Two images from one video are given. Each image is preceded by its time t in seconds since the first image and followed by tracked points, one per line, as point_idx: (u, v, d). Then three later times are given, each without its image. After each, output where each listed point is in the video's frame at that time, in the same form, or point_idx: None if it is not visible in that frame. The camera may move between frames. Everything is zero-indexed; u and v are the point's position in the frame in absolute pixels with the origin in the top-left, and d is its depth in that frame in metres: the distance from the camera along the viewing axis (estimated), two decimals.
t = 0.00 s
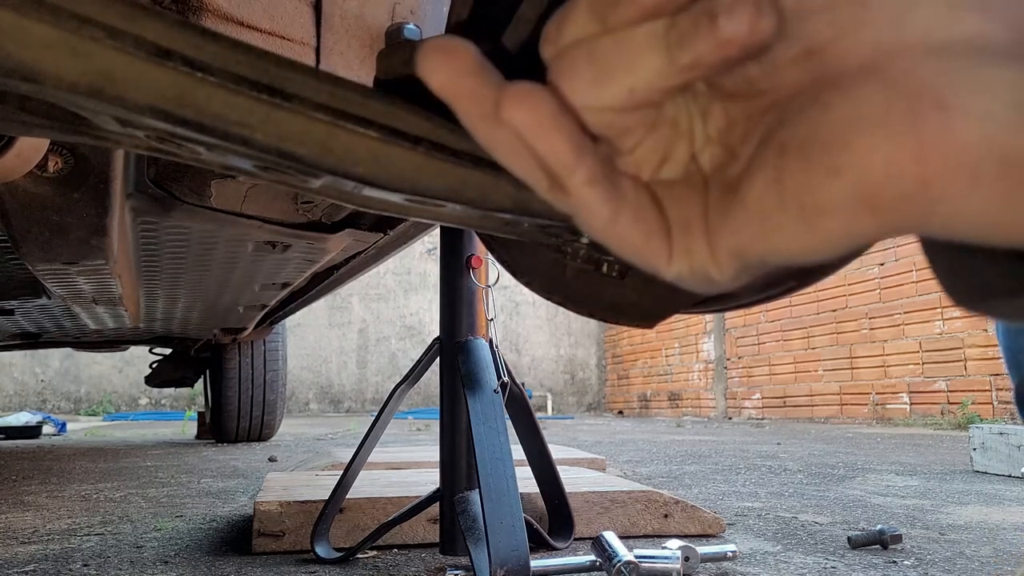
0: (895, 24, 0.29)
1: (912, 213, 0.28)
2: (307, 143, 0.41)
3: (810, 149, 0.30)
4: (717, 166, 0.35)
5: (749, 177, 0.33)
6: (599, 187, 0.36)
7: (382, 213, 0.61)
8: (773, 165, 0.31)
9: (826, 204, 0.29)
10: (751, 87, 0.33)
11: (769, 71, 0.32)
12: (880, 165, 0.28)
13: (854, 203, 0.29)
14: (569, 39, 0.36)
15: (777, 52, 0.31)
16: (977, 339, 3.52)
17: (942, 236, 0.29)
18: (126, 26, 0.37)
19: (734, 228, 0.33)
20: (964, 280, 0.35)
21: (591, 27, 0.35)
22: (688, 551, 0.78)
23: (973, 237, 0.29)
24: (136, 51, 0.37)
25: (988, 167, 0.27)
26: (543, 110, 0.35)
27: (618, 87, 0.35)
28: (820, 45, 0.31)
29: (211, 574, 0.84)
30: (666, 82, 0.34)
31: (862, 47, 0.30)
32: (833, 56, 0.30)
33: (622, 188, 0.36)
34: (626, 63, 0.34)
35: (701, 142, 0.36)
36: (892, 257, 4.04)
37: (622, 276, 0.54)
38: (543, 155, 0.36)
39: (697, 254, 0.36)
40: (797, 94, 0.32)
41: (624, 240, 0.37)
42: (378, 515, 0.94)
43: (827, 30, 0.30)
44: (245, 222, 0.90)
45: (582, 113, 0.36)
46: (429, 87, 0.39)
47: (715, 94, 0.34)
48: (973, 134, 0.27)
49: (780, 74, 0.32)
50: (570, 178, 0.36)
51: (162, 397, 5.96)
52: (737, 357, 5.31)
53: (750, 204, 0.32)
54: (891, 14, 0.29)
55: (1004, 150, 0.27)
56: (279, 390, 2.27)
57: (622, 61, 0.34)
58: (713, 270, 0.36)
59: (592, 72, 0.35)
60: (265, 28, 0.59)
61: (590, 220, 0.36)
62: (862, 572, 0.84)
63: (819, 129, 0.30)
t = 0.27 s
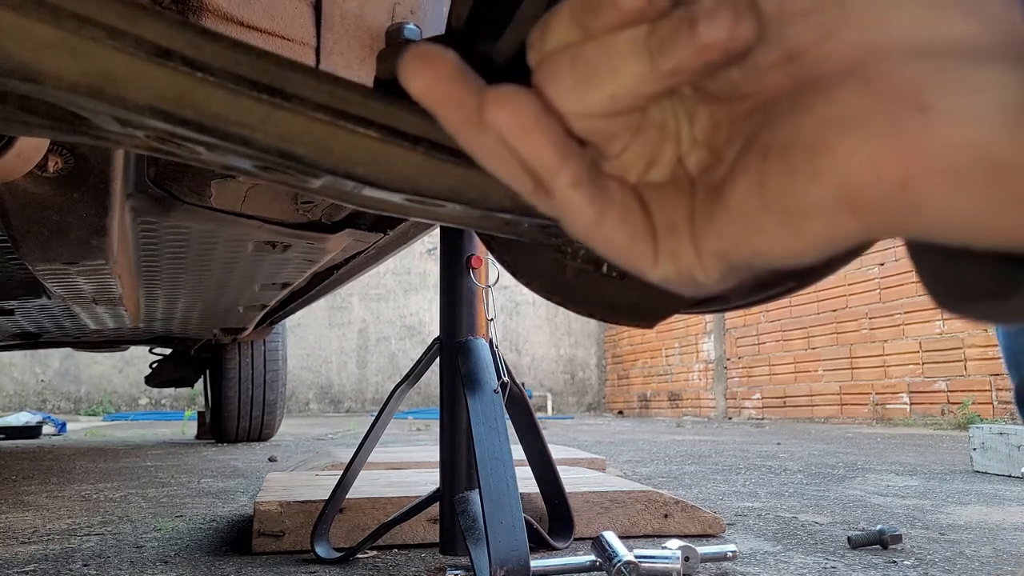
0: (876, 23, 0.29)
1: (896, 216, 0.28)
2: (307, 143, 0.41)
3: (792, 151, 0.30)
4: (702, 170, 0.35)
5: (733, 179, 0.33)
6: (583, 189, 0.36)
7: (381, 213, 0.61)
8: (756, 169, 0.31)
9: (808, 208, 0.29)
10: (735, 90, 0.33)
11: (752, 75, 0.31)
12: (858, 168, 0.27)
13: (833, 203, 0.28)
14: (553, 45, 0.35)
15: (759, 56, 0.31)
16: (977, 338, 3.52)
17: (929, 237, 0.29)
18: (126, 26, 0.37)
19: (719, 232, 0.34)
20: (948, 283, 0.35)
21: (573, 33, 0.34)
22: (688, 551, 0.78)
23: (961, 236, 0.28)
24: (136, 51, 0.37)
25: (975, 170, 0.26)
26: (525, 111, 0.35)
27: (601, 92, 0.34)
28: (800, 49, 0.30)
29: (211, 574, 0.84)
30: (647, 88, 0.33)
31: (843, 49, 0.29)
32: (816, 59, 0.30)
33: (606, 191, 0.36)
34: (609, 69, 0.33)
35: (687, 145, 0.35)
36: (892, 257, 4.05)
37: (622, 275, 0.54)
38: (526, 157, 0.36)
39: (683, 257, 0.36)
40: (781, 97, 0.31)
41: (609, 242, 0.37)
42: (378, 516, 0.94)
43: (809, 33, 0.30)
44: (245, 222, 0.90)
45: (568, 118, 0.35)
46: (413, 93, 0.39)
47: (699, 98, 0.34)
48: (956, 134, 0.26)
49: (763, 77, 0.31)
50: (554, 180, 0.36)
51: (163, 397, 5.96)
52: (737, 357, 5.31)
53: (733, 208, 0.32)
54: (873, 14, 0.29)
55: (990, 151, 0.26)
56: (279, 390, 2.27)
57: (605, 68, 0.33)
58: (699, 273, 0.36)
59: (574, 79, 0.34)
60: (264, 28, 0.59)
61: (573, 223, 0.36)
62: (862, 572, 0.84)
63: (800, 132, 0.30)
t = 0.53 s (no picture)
0: (847, 27, 0.30)
1: (864, 218, 0.29)
2: (307, 143, 0.41)
3: (763, 152, 0.31)
4: (681, 171, 0.36)
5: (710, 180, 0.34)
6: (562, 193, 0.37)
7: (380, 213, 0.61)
8: (731, 171, 0.33)
9: (780, 209, 0.31)
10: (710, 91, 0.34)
11: (727, 78, 0.32)
12: (827, 170, 0.28)
13: (803, 204, 0.30)
14: (532, 52, 0.36)
15: (732, 59, 0.32)
16: (977, 339, 3.52)
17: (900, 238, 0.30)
18: (126, 26, 0.37)
19: (695, 233, 0.35)
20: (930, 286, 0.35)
21: (550, 40, 0.35)
22: (688, 551, 0.78)
23: (929, 238, 0.30)
24: (136, 51, 0.37)
25: (940, 168, 0.27)
26: (500, 113, 0.36)
27: (577, 96, 0.34)
28: (772, 52, 0.31)
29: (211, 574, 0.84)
30: (622, 92, 0.33)
31: (815, 53, 0.30)
32: (787, 62, 0.31)
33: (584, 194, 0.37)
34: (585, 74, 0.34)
35: (666, 148, 0.36)
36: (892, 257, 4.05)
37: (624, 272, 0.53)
38: (504, 161, 0.37)
39: (661, 259, 0.37)
40: (755, 99, 0.32)
41: (587, 245, 0.38)
42: (378, 516, 0.94)
43: (780, 36, 0.31)
44: (245, 222, 0.90)
45: (548, 124, 0.36)
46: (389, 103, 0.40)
47: (676, 101, 0.35)
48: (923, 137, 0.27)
49: (737, 80, 0.32)
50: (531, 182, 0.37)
51: (162, 397, 5.96)
52: (737, 357, 5.31)
53: (708, 208, 0.34)
54: (843, 18, 0.30)
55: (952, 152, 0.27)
56: (279, 390, 2.27)
57: (580, 72, 0.34)
58: (677, 274, 0.37)
59: (551, 85, 0.35)
60: (264, 28, 0.58)
61: (550, 224, 0.37)
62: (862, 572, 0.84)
63: (771, 134, 0.31)
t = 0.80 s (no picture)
0: (833, 35, 0.31)
1: (851, 222, 0.30)
2: (307, 143, 0.41)
3: (752, 156, 0.32)
4: (671, 176, 0.37)
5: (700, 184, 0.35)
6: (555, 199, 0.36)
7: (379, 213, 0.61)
8: (720, 175, 0.33)
9: (767, 215, 0.31)
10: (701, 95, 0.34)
11: (716, 83, 0.34)
12: (812, 176, 0.29)
13: (789, 208, 0.31)
14: (517, 60, 0.35)
15: (721, 63, 0.33)
16: (977, 339, 3.52)
17: (886, 241, 0.31)
18: (126, 26, 0.37)
19: (685, 239, 0.35)
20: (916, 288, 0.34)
21: (534, 48, 0.34)
22: (688, 551, 0.78)
23: (914, 242, 0.30)
24: (135, 51, 0.37)
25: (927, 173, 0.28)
26: (489, 120, 0.34)
27: (564, 103, 0.33)
28: (761, 58, 0.32)
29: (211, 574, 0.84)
30: (609, 97, 0.32)
31: (803, 59, 0.32)
32: (774, 68, 0.32)
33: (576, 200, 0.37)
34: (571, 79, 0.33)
35: (656, 153, 0.37)
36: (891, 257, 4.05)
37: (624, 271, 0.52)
38: (493, 167, 0.35)
39: (651, 264, 0.37)
40: (743, 104, 0.33)
41: (580, 250, 0.38)
42: (378, 516, 0.94)
43: (768, 44, 0.32)
44: (245, 222, 0.90)
45: (536, 130, 0.35)
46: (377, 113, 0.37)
47: (666, 107, 0.35)
48: (906, 144, 0.28)
49: (726, 86, 0.34)
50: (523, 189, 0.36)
51: (162, 397, 5.97)
52: (737, 357, 5.31)
53: (698, 214, 0.34)
54: (830, 27, 0.31)
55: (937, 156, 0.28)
56: (279, 390, 2.27)
57: (566, 78, 0.33)
58: (668, 279, 0.37)
59: (536, 92, 0.34)
60: (264, 28, 0.58)
61: (543, 231, 0.37)
62: (862, 572, 0.84)
63: (760, 138, 0.31)
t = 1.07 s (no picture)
0: (817, 40, 0.31)
1: (837, 226, 0.30)
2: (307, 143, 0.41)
3: (738, 161, 0.32)
4: (656, 182, 0.37)
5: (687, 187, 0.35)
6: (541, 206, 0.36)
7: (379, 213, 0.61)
8: (706, 180, 0.34)
9: (754, 219, 0.32)
10: (686, 100, 0.35)
11: (700, 88, 0.35)
12: (800, 178, 0.30)
13: (776, 211, 0.31)
14: (496, 70, 0.36)
15: (706, 69, 0.34)
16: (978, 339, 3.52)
17: (870, 248, 0.32)
18: (126, 26, 0.37)
19: (672, 242, 0.35)
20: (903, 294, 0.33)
21: (513, 58, 0.34)
22: (688, 551, 0.78)
23: (897, 248, 0.31)
24: (135, 51, 0.37)
25: (912, 175, 0.29)
26: (473, 133, 0.34)
27: (544, 111, 0.34)
28: (744, 65, 0.33)
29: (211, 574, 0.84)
30: (588, 106, 0.33)
31: (786, 65, 0.32)
32: (757, 74, 0.33)
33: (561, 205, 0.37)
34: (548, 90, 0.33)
35: (642, 158, 0.38)
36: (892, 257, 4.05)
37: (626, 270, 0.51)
38: (478, 179, 0.35)
39: (638, 268, 0.37)
40: (728, 109, 0.34)
41: (566, 254, 0.37)
42: (378, 516, 0.94)
43: (750, 51, 0.33)
44: (245, 222, 0.90)
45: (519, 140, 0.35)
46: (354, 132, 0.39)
47: (650, 113, 0.37)
48: (889, 149, 0.29)
49: (711, 90, 0.34)
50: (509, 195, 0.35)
51: (163, 397, 5.96)
52: (737, 357, 5.31)
53: (685, 218, 0.35)
54: (813, 32, 0.31)
55: (921, 157, 0.29)
56: (279, 390, 2.27)
57: (542, 88, 0.33)
58: (656, 284, 0.37)
59: (516, 102, 0.34)
60: (264, 28, 0.58)
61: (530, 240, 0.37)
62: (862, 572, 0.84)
63: (744, 144, 0.32)
